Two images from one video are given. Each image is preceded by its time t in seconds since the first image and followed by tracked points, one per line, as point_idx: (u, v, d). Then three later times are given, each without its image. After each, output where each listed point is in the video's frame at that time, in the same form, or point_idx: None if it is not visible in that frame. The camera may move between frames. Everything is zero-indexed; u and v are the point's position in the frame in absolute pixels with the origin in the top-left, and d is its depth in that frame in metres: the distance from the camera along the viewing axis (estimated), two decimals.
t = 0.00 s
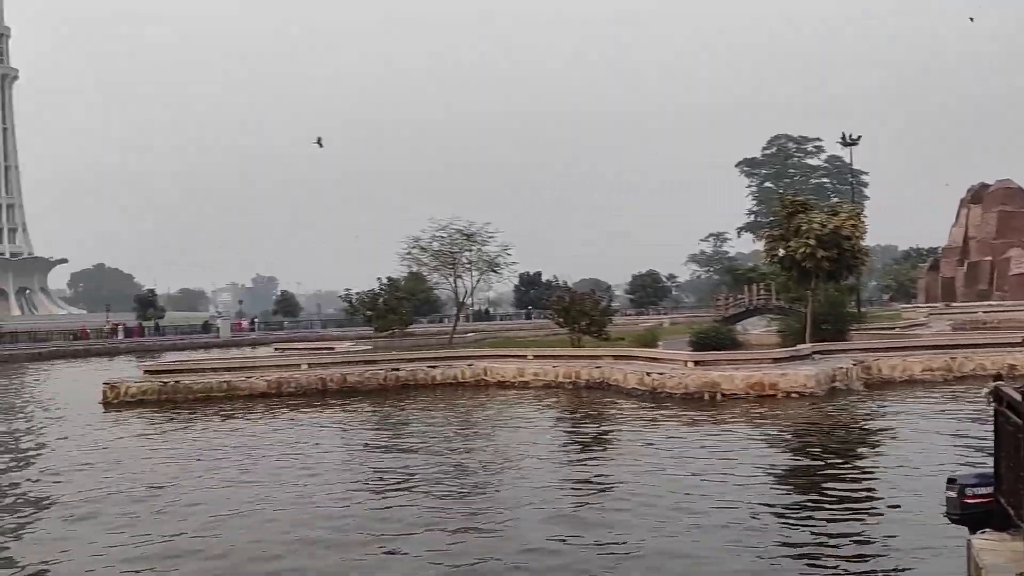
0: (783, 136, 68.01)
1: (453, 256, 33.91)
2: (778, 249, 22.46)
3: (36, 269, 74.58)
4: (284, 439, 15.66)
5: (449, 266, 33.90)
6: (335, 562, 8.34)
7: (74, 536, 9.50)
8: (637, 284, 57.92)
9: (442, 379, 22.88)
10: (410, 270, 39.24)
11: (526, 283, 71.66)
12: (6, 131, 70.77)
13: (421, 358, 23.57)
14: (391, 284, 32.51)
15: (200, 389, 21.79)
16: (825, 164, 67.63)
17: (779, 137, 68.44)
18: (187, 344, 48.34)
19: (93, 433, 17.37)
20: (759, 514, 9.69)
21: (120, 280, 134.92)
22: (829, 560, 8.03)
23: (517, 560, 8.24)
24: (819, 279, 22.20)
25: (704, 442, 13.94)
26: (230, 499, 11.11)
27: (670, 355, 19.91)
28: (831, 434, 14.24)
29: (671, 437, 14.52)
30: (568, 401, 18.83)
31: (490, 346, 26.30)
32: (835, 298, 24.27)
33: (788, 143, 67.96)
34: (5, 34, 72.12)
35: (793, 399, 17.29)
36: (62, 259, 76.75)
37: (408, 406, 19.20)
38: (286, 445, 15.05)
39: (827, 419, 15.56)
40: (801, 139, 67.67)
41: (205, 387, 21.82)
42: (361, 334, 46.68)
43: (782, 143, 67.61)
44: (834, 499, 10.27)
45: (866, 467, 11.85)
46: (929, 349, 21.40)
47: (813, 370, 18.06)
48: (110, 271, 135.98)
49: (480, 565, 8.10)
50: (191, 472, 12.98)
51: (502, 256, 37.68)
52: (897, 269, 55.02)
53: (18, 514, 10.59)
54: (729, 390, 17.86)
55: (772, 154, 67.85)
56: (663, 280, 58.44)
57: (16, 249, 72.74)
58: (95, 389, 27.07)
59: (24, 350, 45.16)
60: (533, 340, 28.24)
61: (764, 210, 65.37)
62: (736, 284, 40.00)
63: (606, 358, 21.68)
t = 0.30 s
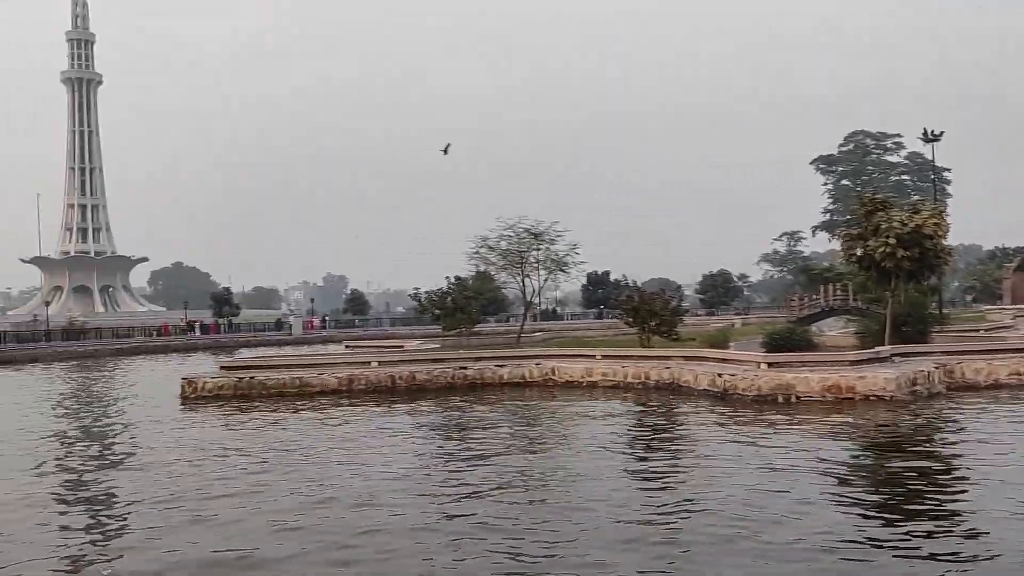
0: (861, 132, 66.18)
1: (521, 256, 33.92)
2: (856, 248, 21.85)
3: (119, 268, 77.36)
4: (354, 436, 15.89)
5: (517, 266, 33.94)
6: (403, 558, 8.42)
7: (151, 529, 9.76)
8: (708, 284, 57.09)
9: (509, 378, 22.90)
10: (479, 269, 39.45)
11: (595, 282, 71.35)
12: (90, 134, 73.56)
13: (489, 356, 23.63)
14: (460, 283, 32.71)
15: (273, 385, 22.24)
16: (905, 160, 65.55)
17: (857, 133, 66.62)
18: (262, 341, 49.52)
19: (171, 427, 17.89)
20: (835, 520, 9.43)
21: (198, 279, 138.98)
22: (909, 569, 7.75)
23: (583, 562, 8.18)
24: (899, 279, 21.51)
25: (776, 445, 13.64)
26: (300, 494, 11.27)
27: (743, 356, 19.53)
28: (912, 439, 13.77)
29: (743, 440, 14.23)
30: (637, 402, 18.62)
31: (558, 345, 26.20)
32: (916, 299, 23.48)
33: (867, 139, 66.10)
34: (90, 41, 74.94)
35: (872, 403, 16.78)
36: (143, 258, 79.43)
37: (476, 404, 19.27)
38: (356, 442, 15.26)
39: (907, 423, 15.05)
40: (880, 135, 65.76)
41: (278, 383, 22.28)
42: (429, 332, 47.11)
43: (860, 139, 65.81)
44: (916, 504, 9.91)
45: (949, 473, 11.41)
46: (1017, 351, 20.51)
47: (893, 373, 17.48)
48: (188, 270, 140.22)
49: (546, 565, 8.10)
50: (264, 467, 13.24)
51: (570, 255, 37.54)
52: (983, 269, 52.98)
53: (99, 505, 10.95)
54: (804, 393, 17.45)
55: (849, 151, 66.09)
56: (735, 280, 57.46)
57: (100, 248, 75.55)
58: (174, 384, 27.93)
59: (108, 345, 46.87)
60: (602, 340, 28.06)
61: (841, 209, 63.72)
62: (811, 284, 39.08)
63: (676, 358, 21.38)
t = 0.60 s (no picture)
0: (922, 131, 64.67)
1: (572, 257, 33.87)
2: (917, 250, 21.34)
3: (178, 268, 79.22)
4: (407, 436, 16.02)
5: (569, 267, 33.87)
6: (456, 559, 8.50)
7: (206, 526, 9.95)
8: (763, 286, 56.32)
9: (561, 380, 22.86)
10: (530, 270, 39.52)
11: (647, 284, 70.93)
12: (151, 137, 75.45)
13: (541, 358, 23.63)
14: (511, 284, 32.79)
15: (326, 385, 22.54)
16: (969, 160, 63.84)
17: (918, 132, 65.11)
18: (316, 341, 50.26)
19: (227, 425, 18.24)
20: (894, 527, 9.24)
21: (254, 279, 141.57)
22: None
23: (635, 566, 8.15)
24: (962, 282, 20.94)
25: (834, 451, 13.40)
26: (352, 494, 11.39)
27: (800, 360, 19.23)
28: (976, 446, 13.40)
29: (799, 445, 14.01)
30: (690, 405, 18.45)
31: (610, 347, 26.10)
32: (980, 302, 22.83)
33: (928, 139, 64.58)
34: (151, 46, 76.86)
35: (934, 408, 16.37)
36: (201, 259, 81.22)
37: (528, 406, 19.29)
38: (410, 442, 15.40)
39: (971, 430, 14.65)
40: (942, 134, 64.17)
41: (332, 383, 22.57)
42: (481, 333, 47.30)
43: (921, 138, 64.27)
44: (978, 512, 9.66)
45: (1015, 481, 11.09)
46: None
47: (957, 378, 17.02)
48: (244, 270, 142.98)
49: (598, 568, 8.09)
50: (318, 466, 13.42)
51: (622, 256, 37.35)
52: None
53: (158, 501, 11.21)
54: (862, 398, 17.11)
55: (909, 151, 64.62)
56: (790, 282, 56.58)
57: (160, 249, 77.41)
58: (231, 382, 28.50)
59: (168, 343, 48.04)
60: (655, 342, 27.86)
61: (901, 210, 62.34)
62: (870, 286, 38.28)
63: (730, 361, 21.11)
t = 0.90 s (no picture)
0: (991, 136, 62.82)
1: (628, 264, 33.67)
2: (985, 258, 20.70)
3: (238, 274, 80.92)
4: (462, 442, 16.11)
5: (625, 274, 33.66)
6: (509, 565, 8.56)
7: (266, 528, 10.14)
8: (823, 294, 55.25)
9: (616, 388, 22.73)
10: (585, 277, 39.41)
11: (704, 291, 70.17)
12: (213, 146, 77.26)
13: (596, 365, 23.53)
14: (566, 290, 32.74)
15: (382, 390, 22.78)
16: None
17: (986, 137, 63.28)
18: (372, 346, 50.83)
19: (285, 429, 18.57)
20: (958, 542, 9.02)
21: (311, 285, 143.82)
22: None
23: None
24: None
25: (897, 463, 13.10)
26: (410, 499, 11.50)
27: (863, 370, 18.81)
28: None
29: (860, 457, 13.72)
30: (748, 415, 18.19)
31: (666, 355, 25.86)
32: None
33: (996, 144, 62.69)
34: (214, 57, 78.80)
35: (1003, 421, 15.86)
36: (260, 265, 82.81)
37: (582, 414, 19.23)
38: (465, 448, 15.49)
39: None
40: (1011, 138, 62.24)
41: (388, 388, 22.81)
42: (536, 340, 47.29)
43: (989, 143, 62.42)
44: None
45: None
46: None
47: None
48: (302, 276, 145.39)
49: None
50: (375, 471, 13.56)
51: (678, 263, 37.00)
52: None
53: (220, 504, 11.45)
54: (928, 409, 16.66)
55: (977, 156, 62.82)
56: (852, 290, 55.39)
57: (221, 255, 79.15)
58: (289, 387, 28.99)
59: (228, 348, 49.08)
60: (712, 350, 27.52)
61: (968, 216, 60.63)
62: (936, 295, 37.25)
63: (790, 371, 20.74)
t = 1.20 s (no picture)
0: None
1: (684, 273, 33.36)
2: None
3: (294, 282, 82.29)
4: (515, 452, 16.12)
5: (680, 284, 33.34)
6: None
7: (319, 534, 10.24)
8: (884, 306, 54.05)
9: (672, 400, 22.49)
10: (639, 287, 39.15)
11: (760, 302, 69.18)
12: (272, 156, 78.79)
13: (651, 376, 23.32)
14: (620, 300, 32.57)
15: (436, 399, 22.91)
16: None
17: None
18: (425, 355, 51.19)
19: (340, 436, 18.77)
20: None
21: (365, 293, 145.51)
22: None
23: None
24: None
25: (962, 481, 12.71)
26: (462, 508, 11.51)
27: (927, 385, 18.29)
28: None
29: (924, 474, 13.36)
30: (807, 429, 17.83)
31: (722, 367, 25.53)
32: None
33: None
34: (273, 69, 80.46)
35: None
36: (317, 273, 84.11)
37: (636, 426, 19.08)
38: (518, 458, 15.50)
39: None
40: None
41: (441, 397, 22.93)
42: (589, 350, 47.10)
43: None
44: None
45: None
46: None
47: None
48: (356, 284, 147.23)
49: None
50: (428, 479, 13.61)
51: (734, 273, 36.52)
52: None
53: (275, 509, 11.60)
54: (995, 426, 16.13)
55: None
56: (914, 301, 54.04)
57: (278, 264, 80.57)
58: (344, 394, 29.36)
59: (285, 354, 49.90)
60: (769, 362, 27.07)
61: None
62: (1005, 307, 36.12)
63: (851, 385, 20.28)
